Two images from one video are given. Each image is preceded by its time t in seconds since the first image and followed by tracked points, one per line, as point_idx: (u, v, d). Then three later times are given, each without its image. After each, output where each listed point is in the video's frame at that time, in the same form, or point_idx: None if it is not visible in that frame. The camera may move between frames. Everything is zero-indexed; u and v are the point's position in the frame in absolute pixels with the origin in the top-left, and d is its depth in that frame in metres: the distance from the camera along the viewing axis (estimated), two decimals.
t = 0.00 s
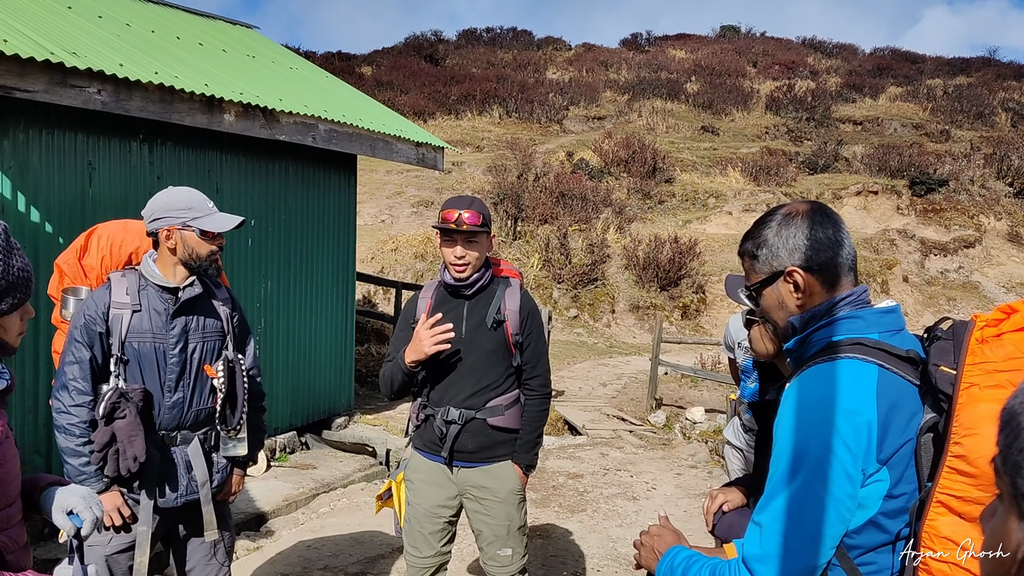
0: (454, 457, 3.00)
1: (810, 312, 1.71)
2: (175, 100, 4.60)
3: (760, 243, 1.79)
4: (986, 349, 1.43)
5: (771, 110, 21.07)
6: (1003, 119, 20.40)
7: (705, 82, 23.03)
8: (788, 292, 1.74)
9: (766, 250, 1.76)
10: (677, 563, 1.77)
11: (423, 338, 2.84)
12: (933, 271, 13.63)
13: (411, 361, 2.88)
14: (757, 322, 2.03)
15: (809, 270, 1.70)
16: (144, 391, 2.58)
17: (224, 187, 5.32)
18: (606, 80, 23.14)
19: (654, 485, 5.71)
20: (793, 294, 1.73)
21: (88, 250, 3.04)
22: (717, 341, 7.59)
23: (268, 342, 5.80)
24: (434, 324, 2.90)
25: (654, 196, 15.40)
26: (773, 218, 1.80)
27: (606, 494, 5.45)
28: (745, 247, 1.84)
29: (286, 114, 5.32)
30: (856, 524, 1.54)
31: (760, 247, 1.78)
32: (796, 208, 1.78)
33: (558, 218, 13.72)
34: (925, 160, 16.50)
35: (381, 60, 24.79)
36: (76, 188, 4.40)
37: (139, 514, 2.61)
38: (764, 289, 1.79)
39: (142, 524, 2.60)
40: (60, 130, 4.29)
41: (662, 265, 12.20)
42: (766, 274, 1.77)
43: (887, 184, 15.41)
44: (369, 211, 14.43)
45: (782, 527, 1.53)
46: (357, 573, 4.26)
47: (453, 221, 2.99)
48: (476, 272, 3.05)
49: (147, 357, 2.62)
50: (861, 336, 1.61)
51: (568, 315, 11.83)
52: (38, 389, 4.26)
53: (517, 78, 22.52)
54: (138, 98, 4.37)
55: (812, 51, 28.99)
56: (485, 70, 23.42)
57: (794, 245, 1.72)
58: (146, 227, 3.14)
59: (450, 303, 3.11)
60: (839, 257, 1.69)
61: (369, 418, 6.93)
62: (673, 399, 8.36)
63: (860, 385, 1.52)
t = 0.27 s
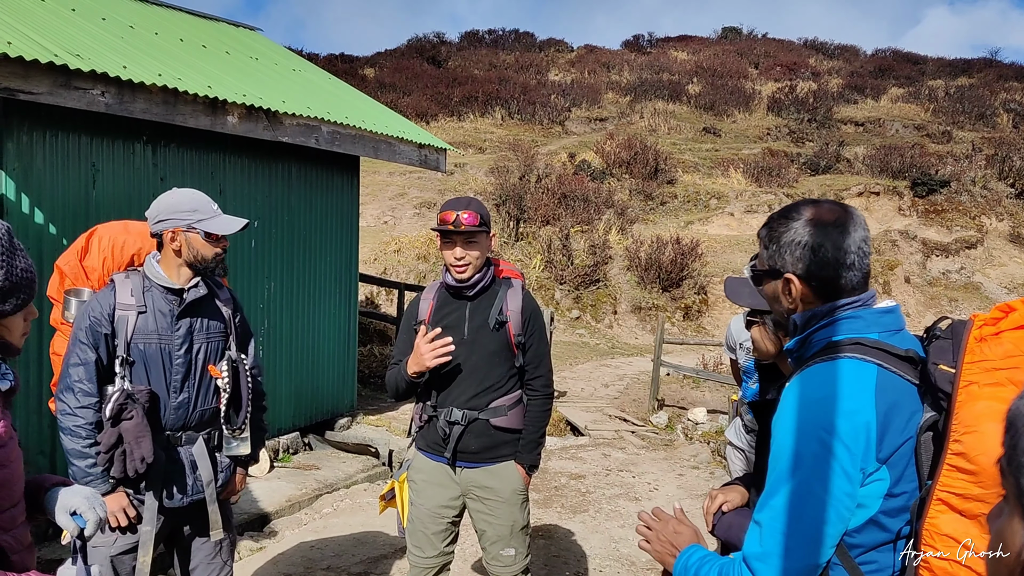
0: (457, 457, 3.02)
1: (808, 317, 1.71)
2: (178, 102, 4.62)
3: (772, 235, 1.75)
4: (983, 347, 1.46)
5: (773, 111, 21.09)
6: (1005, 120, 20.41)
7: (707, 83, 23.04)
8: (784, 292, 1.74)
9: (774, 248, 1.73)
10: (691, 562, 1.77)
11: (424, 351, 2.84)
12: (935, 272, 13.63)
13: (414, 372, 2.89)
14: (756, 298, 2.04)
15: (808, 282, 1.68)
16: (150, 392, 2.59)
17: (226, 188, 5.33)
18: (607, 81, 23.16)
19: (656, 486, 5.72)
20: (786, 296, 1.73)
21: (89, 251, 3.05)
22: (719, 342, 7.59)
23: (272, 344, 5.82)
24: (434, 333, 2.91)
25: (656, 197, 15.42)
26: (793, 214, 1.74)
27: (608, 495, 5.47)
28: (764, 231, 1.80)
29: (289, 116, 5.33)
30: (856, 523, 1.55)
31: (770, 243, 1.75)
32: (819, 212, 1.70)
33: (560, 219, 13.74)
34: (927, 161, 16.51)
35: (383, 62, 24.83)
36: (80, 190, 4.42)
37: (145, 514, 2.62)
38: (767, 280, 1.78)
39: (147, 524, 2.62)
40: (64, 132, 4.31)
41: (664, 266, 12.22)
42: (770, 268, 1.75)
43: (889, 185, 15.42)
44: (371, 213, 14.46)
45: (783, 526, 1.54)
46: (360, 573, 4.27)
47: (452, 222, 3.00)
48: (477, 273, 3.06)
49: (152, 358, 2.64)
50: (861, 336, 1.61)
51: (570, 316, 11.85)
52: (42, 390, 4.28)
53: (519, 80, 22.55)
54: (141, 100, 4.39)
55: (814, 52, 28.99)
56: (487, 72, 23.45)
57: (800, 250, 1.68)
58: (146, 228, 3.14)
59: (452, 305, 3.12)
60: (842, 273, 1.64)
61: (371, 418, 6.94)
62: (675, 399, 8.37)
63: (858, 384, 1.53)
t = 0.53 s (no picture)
0: (458, 459, 3.01)
1: (809, 318, 1.69)
2: (180, 104, 4.61)
3: (776, 233, 1.74)
4: (984, 351, 1.43)
5: (776, 112, 21.06)
6: (1009, 121, 20.38)
7: (710, 84, 23.00)
8: (785, 291, 1.73)
9: (778, 247, 1.72)
10: None
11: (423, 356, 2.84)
12: (939, 273, 13.59)
13: (413, 375, 2.89)
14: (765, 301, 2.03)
15: (810, 282, 1.66)
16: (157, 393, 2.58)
17: (228, 189, 5.33)
18: (610, 82, 23.14)
19: (659, 488, 5.71)
20: (788, 296, 1.72)
21: (89, 254, 3.04)
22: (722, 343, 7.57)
23: (273, 345, 5.82)
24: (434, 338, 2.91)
25: (658, 198, 15.40)
26: (798, 213, 1.72)
27: (611, 497, 5.45)
28: (769, 229, 1.78)
29: (291, 117, 5.33)
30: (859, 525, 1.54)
31: (773, 241, 1.73)
32: (824, 212, 1.68)
33: (563, 220, 13.72)
34: (930, 162, 16.48)
35: (386, 63, 24.82)
36: (82, 191, 4.41)
37: (151, 516, 2.62)
38: (770, 279, 1.76)
39: (154, 526, 2.61)
40: (66, 134, 4.30)
41: (667, 267, 12.20)
42: (773, 267, 1.74)
43: (892, 186, 15.41)
44: (374, 214, 14.46)
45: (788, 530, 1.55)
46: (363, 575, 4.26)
47: (452, 225, 2.97)
48: (478, 275, 3.05)
49: (158, 359, 2.62)
50: (862, 338, 1.58)
51: (572, 317, 11.84)
52: (44, 391, 4.28)
53: (521, 81, 22.54)
54: (143, 101, 4.38)
55: (817, 53, 28.95)
56: (489, 73, 23.44)
57: (803, 250, 1.66)
58: (144, 230, 3.15)
59: (453, 308, 3.11)
60: (845, 277, 1.63)
61: (373, 420, 6.94)
62: (678, 401, 8.36)
63: (861, 386, 1.51)
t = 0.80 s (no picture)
0: (460, 458, 3.01)
1: (809, 318, 1.69)
2: (183, 104, 4.63)
3: (773, 233, 1.74)
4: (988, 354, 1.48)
5: (778, 114, 21.07)
6: (1011, 123, 20.40)
7: (712, 86, 23.00)
8: (784, 291, 1.73)
9: (776, 247, 1.72)
10: None
11: (425, 356, 2.84)
12: (940, 275, 13.58)
13: (414, 376, 2.90)
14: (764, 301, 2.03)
15: (808, 280, 1.67)
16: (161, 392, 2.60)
17: (232, 191, 5.34)
18: (612, 84, 23.15)
19: (660, 489, 5.71)
20: (787, 295, 1.72)
21: (92, 253, 3.04)
22: (723, 345, 7.57)
23: (276, 346, 5.83)
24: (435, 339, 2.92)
25: (660, 200, 15.41)
26: (796, 212, 1.72)
27: (612, 498, 5.46)
28: (766, 230, 1.79)
29: (294, 118, 5.34)
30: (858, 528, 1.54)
31: (772, 241, 1.73)
32: (823, 212, 1.69)
33: (564, 221, 13.73)
34: (932, 164, 16.48)
35: (388, 64, 24.84)
36: (85, 191, 4.42)
37: (154, 515, 2.63)
38: (769, 279, 1.77)
39: (157, 525, 2.63)
40: (69, 134, 4.31)
41: (668, 269, 12.20)
42: (771, 268, 1.74)
43: (894, 188, 15.41)
44: (375, 215, 14.47)
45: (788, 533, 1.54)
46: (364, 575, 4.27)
47: (454, 225, 2.96)
48: (478, 276, 3.05)
49: (162, 359, 2.64)
50: (864, 339, 1.59)
51: (574, 318, 11.85)
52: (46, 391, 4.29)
53: (523, 82, 22.55)
54: (146, 102, 4.40)
55: (819, 55, 28.96)
56: (491, 74, 23.46)
57: (802, 250, 1.67)
58: (147, 230, 3.17)
59: (453, 309, 3.11)
60: (846, 278, 1.63)
61: (375, 420, 6.95)
62: (679, 402, 8.35)
63: (863, 388, 1.51)
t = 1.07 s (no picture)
0: (461, 459, 3.01)
1: (812, 318, 1.68)
2: (184, 105, 4.62)
3: (775, 235, 1.73)
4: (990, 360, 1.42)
5: (779, 115, 21.07)
6: (1013, 124, 20.41)
7: (714, 87, 22.99)
8: (789, 293, 1.71)
9: (777, 249, 1.71)
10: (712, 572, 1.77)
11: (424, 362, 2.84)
12: (942, 277, 13.56)
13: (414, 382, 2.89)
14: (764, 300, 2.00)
15: (811, 280, 1.66)
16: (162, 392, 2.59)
17: (233, 192, 5.34)
18: (614, 85, 23.15)
19: (662, 491, 5.70)
20: (790, 297, 1.71)
21: (95, 253, 3.03)
22: (725, 347, 7.56)
23: (278, 347, 5.83)
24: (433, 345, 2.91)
25: (662, 201, 15.41)
26: (796, 213, 1.71)
27: (613, 499, 5.45)
28: (766, 231, 1.78)
29: (295, 119, 5.33)
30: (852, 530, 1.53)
31: (773, 243, 1.72)
32: (823, 211, 1.67)
33: (566, 223, 13.72)
34: (934, 165, 16.47)
35: (389, 65, 24.84)
36: (86, 192, 4.42)
37: (154, 516, 2.62)
38: (773, 282, 1.75)
39: (156, 526, 2.62)
40: (70, 135, 4.31)
41: (670, 270, 12.19)
42: (775, 270, 1.73)
43: (896, 190, 15.41)
44: (377, 216, 14.47)
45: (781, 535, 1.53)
46: None
47: (452, 233, 2.94)
48: (474, 279, 3.03)
49: (163, 359, 2.63)
50: (865, 342, 1.58)
51: (575, 320, 11.84)
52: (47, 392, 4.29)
53: (525, 83, 22.54)
54: (147, 102, 4.39)
55: (821, 56, 28.94)
56: (493, 75, 23.46)
57: (805, 251, 1.66)
58: (151, 230, 3.16)
59: (450, 313, 3.10)
60: (850, 278, 1.62)
61: (376, 422, 6.94)
62: (680, 404, 8.35)
63: (861, 392, 1.51)
